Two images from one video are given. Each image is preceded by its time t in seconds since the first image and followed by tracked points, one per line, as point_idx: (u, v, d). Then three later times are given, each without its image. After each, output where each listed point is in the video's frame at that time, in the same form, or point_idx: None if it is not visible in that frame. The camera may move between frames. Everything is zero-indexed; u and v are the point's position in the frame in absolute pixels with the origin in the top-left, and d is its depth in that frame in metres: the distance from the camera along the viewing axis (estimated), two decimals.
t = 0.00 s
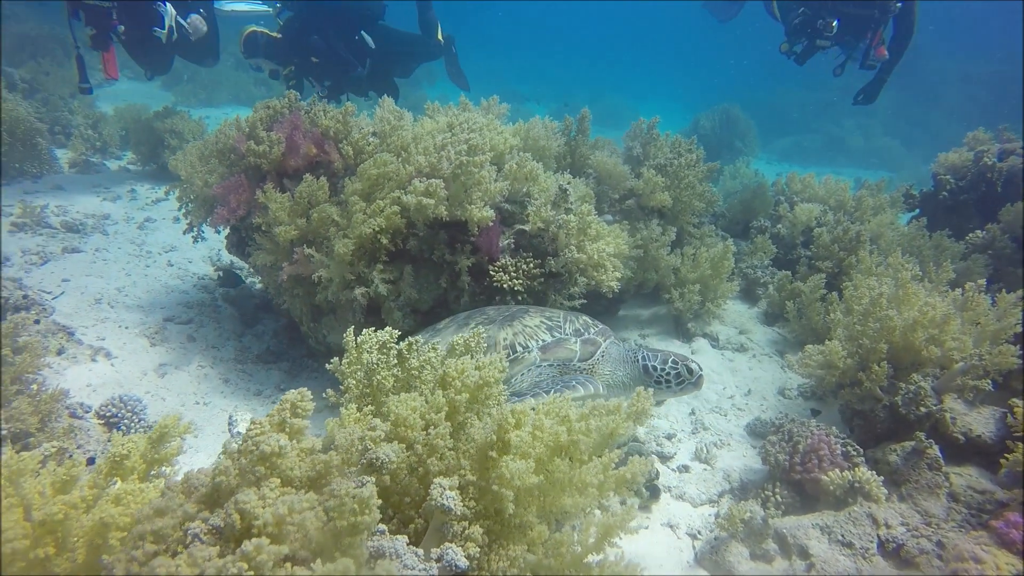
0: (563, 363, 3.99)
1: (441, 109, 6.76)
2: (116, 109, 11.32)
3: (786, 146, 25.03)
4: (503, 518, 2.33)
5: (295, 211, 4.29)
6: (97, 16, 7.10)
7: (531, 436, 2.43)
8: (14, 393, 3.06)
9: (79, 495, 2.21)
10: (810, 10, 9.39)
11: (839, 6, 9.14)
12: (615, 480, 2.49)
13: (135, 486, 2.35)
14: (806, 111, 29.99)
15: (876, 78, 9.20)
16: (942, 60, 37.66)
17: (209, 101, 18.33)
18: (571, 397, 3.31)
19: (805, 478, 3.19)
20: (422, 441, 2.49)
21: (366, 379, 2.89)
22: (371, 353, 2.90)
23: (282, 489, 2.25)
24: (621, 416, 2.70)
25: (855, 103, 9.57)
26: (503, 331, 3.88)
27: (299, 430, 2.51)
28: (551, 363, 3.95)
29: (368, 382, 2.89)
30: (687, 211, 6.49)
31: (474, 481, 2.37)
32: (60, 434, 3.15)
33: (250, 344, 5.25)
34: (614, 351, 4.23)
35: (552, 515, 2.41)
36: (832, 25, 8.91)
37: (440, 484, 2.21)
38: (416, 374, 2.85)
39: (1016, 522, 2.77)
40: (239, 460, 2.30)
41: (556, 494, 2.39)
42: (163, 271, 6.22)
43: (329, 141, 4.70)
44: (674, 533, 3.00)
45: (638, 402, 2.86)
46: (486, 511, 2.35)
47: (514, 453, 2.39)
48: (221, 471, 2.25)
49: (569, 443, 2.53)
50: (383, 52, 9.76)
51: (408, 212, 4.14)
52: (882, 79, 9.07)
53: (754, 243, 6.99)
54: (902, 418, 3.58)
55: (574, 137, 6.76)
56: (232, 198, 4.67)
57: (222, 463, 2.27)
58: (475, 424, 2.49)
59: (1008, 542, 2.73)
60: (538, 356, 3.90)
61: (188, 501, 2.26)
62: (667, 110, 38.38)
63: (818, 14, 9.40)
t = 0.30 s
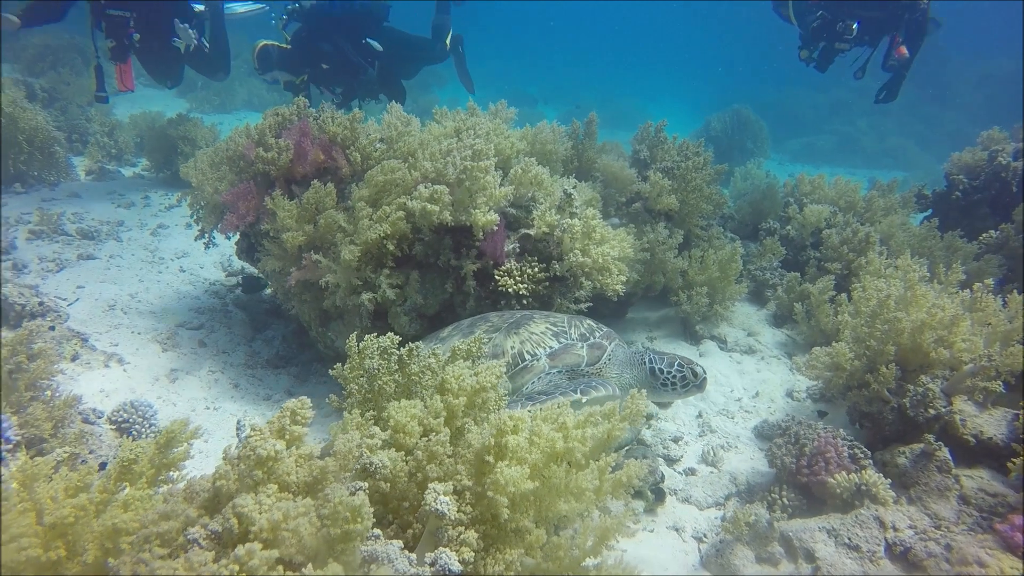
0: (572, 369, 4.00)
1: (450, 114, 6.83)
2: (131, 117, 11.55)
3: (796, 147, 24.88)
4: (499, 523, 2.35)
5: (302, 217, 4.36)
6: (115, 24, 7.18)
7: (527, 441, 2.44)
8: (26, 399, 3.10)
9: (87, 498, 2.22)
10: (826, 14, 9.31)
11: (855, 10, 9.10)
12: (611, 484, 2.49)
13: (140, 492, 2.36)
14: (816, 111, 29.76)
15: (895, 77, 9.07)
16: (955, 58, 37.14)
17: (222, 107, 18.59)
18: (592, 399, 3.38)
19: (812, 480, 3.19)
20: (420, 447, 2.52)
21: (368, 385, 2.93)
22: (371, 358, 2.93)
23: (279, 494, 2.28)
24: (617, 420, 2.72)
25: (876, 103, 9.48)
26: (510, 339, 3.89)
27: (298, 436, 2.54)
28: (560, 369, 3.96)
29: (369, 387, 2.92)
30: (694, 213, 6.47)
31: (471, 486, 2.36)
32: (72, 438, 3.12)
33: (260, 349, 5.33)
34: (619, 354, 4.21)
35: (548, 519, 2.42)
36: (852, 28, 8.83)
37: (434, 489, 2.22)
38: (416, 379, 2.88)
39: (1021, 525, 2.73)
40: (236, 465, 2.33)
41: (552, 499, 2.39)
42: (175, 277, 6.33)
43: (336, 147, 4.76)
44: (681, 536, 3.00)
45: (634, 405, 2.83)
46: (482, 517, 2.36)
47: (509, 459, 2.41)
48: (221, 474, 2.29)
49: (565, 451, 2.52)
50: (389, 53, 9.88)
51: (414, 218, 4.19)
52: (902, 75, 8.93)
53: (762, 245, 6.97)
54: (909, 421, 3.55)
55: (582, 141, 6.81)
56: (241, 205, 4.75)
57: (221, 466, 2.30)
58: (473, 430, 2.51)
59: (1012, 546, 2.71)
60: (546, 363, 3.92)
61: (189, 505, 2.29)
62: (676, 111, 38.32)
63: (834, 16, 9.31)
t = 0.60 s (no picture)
0: (584, 371, 4.01)
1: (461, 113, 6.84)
2: (149, 117, 11.76)
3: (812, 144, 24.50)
4: (499, 524, 2.37)
5: (313, 216, 4.41)
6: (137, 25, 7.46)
7: (529, 443, 2.45)
8: (43, 394, 3.18)
9: (99, 491, 2.28)
10: (848, 10, 9.13)
11: (881, 5, 8.89)
12: (613, 486, 2.49)
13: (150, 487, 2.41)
14: (833, 108, 29.30)
15: (922, 70, 8.84)
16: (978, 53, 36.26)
17: (238, 106, 18.81)
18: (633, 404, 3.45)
19: (822, 483, 3.19)
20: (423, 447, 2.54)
21: (373, 384, 2.96)
22: (376, 357, 2.95)
23: (281, 491, 2.30)
24: (619, 421, 2.72)
25: (904, 97, 9.23)
26: (519, 341, 3.91)
27: (301, 436, 2.56)
28: (572, 371, 3.96)
29: (375, 387, 2.95)
30: (706, 213, 6.42)
31: (471, 486, 2.38)
32: (86, 434, 3.19)
33: (272, 347, 5.40)
34: (629, 354, 4.21)
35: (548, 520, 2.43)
36: (876, 24, 8.66)
37: (434, 489, 2.25)
38: (422, 379, 2.90)
39: None
40: (238, 462, 2.40)
41: (552, 501, 2.41)
42: (190, 275, 6.44)
43: (348, 146, 4.81)
44: (687, 538, 2.98)
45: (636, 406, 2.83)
46: (482, 518, 2.37)
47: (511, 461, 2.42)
48: (223, 470, 2.34)
49: (566, 454, 2.50)
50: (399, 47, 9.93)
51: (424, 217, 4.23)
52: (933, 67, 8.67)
53: (776, 245, 6.89)
54: (924, 425, 3.49)
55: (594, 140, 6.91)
56: (254, 204, 4.82)
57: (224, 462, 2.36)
58: (475, 431, 2.53)
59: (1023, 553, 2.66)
60: (558, 364, 3.93)
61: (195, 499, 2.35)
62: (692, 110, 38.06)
63: (858, 12, 9.10)
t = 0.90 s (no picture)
0: (582, 367, 4.02)
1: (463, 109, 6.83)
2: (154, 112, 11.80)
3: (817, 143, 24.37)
4: (483, 519, 2.38)
5: (311, 211, 4.42)
6: (144, 17, 7.55)
7: (516, 438, 2.46)
8: (39, 386, 3.21)
9: (90, 484, 2.29)
10: (861, 7, 9.03)
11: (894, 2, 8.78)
12: (600, 482, 2.49)
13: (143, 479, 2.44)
14: (838, 107, 29.13)
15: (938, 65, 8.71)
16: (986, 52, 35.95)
17: (242, 102, 18.79)
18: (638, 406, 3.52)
19: (817, 482, 3.18)
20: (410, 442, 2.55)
21: (365, 378, 2.97)
22: (368, 352, 2.97)
23: (264, 483, 2.32)
24: (608, 417, 2.72)
25: (921, 92, 9.11)
26: (516, 338, 3.89)
27: (287, 429, 2.56)
28: (570, 368, 3.95)
29: (366, 381, 2.96)
30: (707, 211, 6.39)
31: (457, 481, 2.39)
32: (81, 426, 3.21)
33: (271, 342, 5.42)
34: (626, 350, 4.20)
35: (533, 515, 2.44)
36: (890, 20, 8.70)
37: (417, 483, 2.26)
38: (412, 374, 2.90)
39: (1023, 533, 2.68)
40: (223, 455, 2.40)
41: (538, 496, 2.42)
42: (191, 269, 6.46)
43: (347, 142, 4.81)
44: (681, 535, 2.99)
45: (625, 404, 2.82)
46: (466, 513, 2.37)
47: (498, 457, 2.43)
48: (208, 462, 2.35)
49: (553, 449, 2.49)
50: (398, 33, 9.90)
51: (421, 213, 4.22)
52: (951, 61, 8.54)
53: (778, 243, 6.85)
54: (921, 425, 3.47)
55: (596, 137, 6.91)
56: (254, 199, 4.83)
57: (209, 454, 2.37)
58: (464, 426, 2.53)
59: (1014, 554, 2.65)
60: (556, 362, 3.92)
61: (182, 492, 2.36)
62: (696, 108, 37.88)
63: (871, 10, 8.99)
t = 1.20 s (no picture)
0: (584, 365, 3.99)
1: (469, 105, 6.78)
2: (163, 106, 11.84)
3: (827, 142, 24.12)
4: (473, 526, 2.35)
5: (314, 208, 4.39)
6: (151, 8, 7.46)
7: (508, 444, 2.43)
8: (39, 380, 3.21)
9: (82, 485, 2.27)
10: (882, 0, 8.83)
11: None
12: (593, 488, 2.45)
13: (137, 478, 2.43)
14: (850, 106, 28.81)
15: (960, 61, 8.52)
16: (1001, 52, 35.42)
17: (250, 96, 18.80)
18: (638, 404, 3.67)
19: (821, 488, 3.15)
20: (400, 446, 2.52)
21: (360, 378, 2.96)
22: (362, 351, 2.95)
23: (248, 487, 2.27)
24: (604, 421, 2.66)
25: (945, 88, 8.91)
26: (517, 337, 3.85)
27: (275, 430, 2.53)
28: (572, 366, 3.92)
29: (360, 380, 2.95)
30: (713, 210, 6.32)
31: (447, 487, 2.36)
32: (79, 421, 3.20)
33: (275, 337, 5.42)
34: (627, 348, 4.16)
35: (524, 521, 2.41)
36: (911, 13, 8.50)
37: (404, 490, 2.23)
38: (406, 374, 2.88)
39: None
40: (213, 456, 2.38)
41: (530, 502, 2.39)
42: (196, 264, 6.47)
43: (351, 138, 4.78)
44: (682, 539, 2.96)
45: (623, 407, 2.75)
46: (455, 519, 2.34)
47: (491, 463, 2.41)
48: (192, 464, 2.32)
49: (546, 454, 2.46)
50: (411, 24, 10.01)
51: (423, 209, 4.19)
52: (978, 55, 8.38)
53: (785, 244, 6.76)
54: (928, 431, 3.42)
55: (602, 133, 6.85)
56: (257, 194, 4.82)
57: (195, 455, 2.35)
58: (456, 431, 2.51)
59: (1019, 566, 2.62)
60: (558, 360, 3.88)
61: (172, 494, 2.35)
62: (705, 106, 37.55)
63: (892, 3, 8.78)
